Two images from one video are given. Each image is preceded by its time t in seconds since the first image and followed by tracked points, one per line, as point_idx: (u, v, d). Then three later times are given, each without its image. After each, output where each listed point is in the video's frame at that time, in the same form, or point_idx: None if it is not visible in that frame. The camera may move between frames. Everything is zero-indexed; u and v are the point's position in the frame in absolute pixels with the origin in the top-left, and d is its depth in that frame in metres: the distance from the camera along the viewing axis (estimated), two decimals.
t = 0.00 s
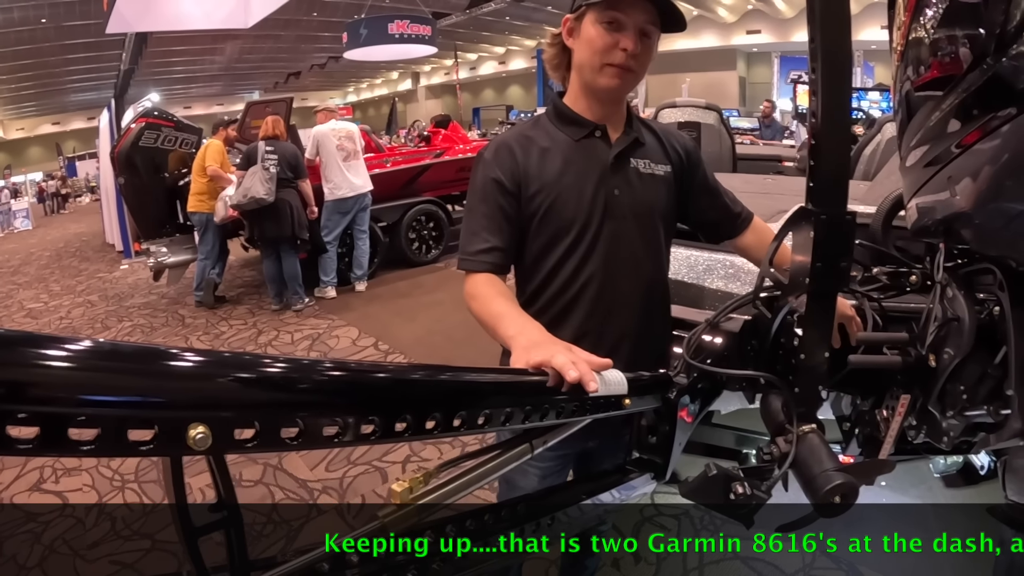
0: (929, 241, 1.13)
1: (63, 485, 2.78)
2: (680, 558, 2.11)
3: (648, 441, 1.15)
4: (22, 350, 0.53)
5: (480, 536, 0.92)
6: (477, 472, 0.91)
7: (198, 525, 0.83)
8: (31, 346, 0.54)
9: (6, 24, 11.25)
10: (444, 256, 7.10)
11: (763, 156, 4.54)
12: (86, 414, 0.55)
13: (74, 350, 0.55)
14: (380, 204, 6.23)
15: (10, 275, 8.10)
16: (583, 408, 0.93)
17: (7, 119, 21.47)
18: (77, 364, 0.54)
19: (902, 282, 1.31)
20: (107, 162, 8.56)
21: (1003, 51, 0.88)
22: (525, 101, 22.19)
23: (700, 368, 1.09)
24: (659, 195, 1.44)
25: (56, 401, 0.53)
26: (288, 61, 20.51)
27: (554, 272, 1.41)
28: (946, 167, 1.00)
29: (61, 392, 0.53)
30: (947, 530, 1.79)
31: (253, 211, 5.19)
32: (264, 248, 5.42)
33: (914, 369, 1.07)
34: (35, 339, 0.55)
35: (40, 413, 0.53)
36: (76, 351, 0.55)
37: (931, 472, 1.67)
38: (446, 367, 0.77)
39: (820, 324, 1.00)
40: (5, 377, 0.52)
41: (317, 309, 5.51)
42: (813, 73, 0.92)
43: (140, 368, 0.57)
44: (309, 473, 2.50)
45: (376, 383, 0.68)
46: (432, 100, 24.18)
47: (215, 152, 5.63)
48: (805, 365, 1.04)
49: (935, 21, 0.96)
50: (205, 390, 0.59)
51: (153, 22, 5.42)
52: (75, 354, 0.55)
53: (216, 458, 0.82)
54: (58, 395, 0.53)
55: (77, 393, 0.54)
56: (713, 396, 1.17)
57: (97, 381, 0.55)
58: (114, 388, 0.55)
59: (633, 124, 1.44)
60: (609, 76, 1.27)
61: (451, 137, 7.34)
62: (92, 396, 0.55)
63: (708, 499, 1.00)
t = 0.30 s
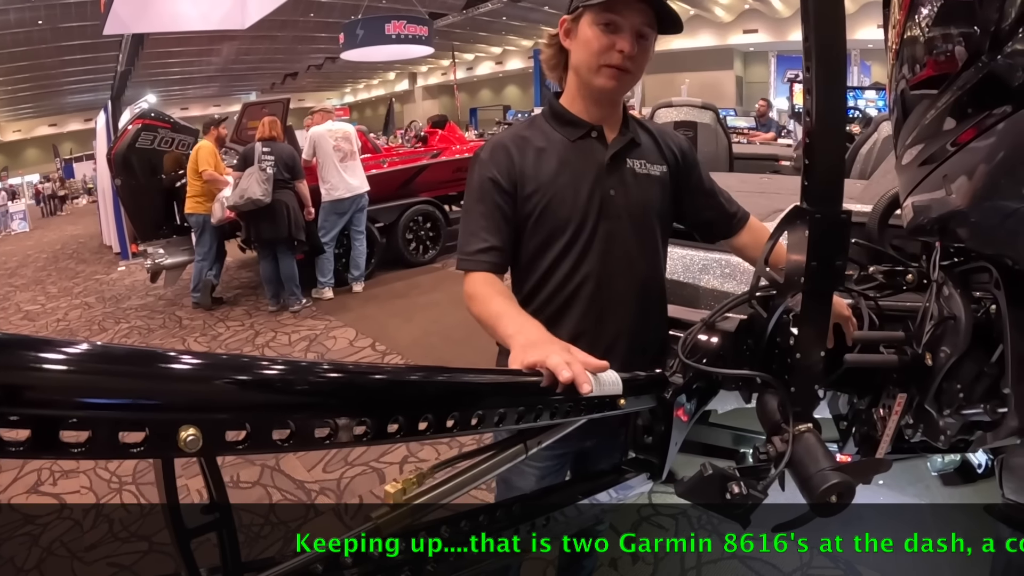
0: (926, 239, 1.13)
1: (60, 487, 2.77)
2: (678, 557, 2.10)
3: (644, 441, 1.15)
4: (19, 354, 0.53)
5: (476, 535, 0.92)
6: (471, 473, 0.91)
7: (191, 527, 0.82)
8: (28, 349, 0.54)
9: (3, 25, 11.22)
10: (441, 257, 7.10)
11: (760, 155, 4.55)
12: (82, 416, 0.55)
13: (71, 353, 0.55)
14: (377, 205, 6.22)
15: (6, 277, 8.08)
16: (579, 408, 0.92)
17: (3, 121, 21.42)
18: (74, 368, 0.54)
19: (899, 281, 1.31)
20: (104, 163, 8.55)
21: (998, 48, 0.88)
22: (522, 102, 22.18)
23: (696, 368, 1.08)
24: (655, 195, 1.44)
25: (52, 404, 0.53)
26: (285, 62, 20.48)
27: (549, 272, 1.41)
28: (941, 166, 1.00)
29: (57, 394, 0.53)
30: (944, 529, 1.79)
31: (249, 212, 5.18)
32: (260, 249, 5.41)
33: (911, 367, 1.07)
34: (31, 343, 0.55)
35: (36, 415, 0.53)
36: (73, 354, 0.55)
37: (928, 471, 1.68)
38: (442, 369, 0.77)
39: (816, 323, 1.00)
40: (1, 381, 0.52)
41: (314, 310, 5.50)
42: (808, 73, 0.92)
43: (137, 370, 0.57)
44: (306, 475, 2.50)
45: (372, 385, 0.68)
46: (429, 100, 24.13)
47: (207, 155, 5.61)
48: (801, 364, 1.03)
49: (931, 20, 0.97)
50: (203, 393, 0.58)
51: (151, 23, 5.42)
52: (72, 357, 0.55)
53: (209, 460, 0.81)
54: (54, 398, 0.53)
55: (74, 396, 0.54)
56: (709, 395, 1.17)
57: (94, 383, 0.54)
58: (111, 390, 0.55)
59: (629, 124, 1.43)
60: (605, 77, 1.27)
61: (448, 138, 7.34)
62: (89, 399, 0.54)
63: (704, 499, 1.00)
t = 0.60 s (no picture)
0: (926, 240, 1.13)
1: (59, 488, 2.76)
2: (677, 557, 2.09)
3: (644, 442, 1.15)
4: (18, 356, 0.53)
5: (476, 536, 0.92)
6: (471, 474, 0.91)
7: (192, 529, 0.82)
8: (27, 351, 0.54)
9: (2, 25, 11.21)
10: (441, 257, 7.10)
11: (759, 156, 4.55)
12: (83, 419, 0.54)
13: (71, 355, 0.55)
14: (377, 205, 6.22)
15: (6, 277, 8.07)
16: (578, 409, 0.93)
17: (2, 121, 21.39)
18: (75, 370, 0.54)
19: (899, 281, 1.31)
20: (103, 163, 8.54)
21: (997, 49, 0.88)
22: (522, 102, 22.18)
23: (697, 369, 1.08)
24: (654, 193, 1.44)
25: (51, 407, 0.53)
26: (284, 61, 20.46)
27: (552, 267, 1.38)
28: (941, 166, 1.00)
29: (57, 396, 0.53)
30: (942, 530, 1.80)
31: (248, 212, 5.18)
32: (260, 249, 5.41)
33: (910, 368, 1.07)
34: (30, 345, 0.55)
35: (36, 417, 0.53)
36: (72, 356, 0.55)
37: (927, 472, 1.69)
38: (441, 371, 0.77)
39: (816, 323, 1.00)
40: (1, 383, 0.52)
41: (314, 311, 5.50)
42: (808, 73, 0.92)
43: (137, 373, 0.57)
44: (306, 475, 2.50)
45: (371, 387, 0.68)
46: (429, 100, 24.14)
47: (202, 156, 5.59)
48: (801, 364, 1.03)
49: (931, 21, 0.97)
50: (203, 395, 0.59)
51: (151, 22, 5.42)
52: (72, 359, 0.55)
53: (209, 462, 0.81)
54: (53, 400, 0.53)
55: (74, 398, 0.54)
56: (709, 396, 1.16)
57: (95, 385, 0.55)
58: (111, 393, 0.55)
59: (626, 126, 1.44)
60: (606, 90, 1.29)
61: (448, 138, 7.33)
62: (88, 402, 0.54)
63: (703, 500, 1.00)
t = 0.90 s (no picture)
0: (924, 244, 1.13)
1: (58, 490, 2.75)
2: (676, 558, 2.08)
3: (643, 445, 1.15)
4: (19, 360, 0.53)
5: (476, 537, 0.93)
6: (472, 477, 0.91)
7: (194, 532, 0.82)
8: (27, 355, 0.54)
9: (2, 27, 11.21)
10: (440, 259, 7.10)
11: (759, 159, 4.56)
12: (84, 423, 0.54)
13: (70, 359, 0.55)
14: (377, 208, 6.22)
15: (5, 278, 8.07)
16: (577, 412, 0.93)
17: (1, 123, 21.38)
18: (75, 374, 0.55)
19: (897, 284, 1.32)
20: (103, 165, 8.54)
21: (995, 54, 0.88)
22: (521, 104, 22.22)
23: (697, 372, 1.08)
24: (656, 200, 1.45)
25: (51, 410, 0.53)
26: (284, 63, 20.46)
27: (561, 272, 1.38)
28: (940, 170, 1.00)
29: (57, 400, 0.53)
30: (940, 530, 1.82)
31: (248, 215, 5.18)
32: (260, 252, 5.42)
33: (908, 371, 1.07)
34: (30, 349, 0.55)
35: (37, 422, 0.53)
36: (72, 361, 0.55)
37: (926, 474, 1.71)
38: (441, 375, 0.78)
39: (816, 326, 1.00)
40: (2, 387, 0.52)
41: (314, 313, 5.50)
42: (807, 78, 0.92)
43: (138, 377, 0.57)
44: (306, 478, 2.51)
45: (371, 390, 0.68)
46: (428, 102, 24.16)
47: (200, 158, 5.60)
48: (800, 368, 1.03)
49: (929, 26, 0.98)
50: (203, 399, 0.59)
51: (152, 25, 5.43)
52: (71, 363, 0.55)
53: (209, 465, 0.82)
54: (53, 404, 0.53)
55: (74, 402, 0.54)
56: (707, 399, 1.17)
57: (95, 390, 0.55)
58: (112, 396, 0.55)
59: (628, 132, 1.44)
60: (610, 95, 1.29)
61: (448, 141, 7.34)
62: (89, 405, 0.54)
63: (701, 502, 1.01)
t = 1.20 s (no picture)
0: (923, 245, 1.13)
1: (58, 489, 2.75)
2: (675, 559, 2.09)
3: (642, 445, 1.15)
4: (19, 358, 0.53)
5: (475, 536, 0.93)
6: (472, 477, 0.91)
7: (194, 532, 0.82)
8: (27, 354, 0.54)
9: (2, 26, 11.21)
10: (440, 259, 7.10)
11: (759, 160, 4.57)
12: (83, 421, 0.54)
13: (70, 358, 0.55)
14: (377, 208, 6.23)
15: (5, 278, 8.07)
16: (577, 412, 0.93)
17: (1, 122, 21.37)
18: (74, 372, 0.55)
19: (898, 285, 1.32)
20: (103, 165, 8.54)
21: (995, 56, 0.88)
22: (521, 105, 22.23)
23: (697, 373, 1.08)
24: (655, 201, 1.45)
25: (51, 409, 0.53)
26: (285, 63, 20.47)
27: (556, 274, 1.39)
28: (940, 171, 1.00)
29: (57, 398, 0.53)
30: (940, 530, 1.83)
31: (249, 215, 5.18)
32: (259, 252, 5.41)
33: (908, 372, 1.07)
34: (29, 347, 0.55)
35: (36, 420, 0.53)
36: (72, 359, 0.55)
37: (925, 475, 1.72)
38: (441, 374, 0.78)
39: (816, 328, 1.00)
40: (1, 386, 0.52)
41: (313, 313, 5.51)
42: (808, 78, 0.92)
43: (137, 375, 0.57)
44: (305, 478, 2.52)
45: (370, 389, 0.68)
46: (428, 102, 24.17)
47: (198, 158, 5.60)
48: (800, 369, 1.04)
49: (929, 26, 0.97)
50: (201, 398, 0.59)
51: (153, 25, 5.43)
52: (70, 362, 0.55)
53: (209, 464, 0.82)
54: (52, 402, 0.53)
55: (73, 400, 0.54)
56: (707, 399, 1.17)
57: (95, 388, 0.55)
58: (112, 395, 0.55)
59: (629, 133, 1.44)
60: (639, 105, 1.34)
61: (448, 141, 7.34)
62: (87, 404, 0.54)
63: (702, 503, 1.01)
